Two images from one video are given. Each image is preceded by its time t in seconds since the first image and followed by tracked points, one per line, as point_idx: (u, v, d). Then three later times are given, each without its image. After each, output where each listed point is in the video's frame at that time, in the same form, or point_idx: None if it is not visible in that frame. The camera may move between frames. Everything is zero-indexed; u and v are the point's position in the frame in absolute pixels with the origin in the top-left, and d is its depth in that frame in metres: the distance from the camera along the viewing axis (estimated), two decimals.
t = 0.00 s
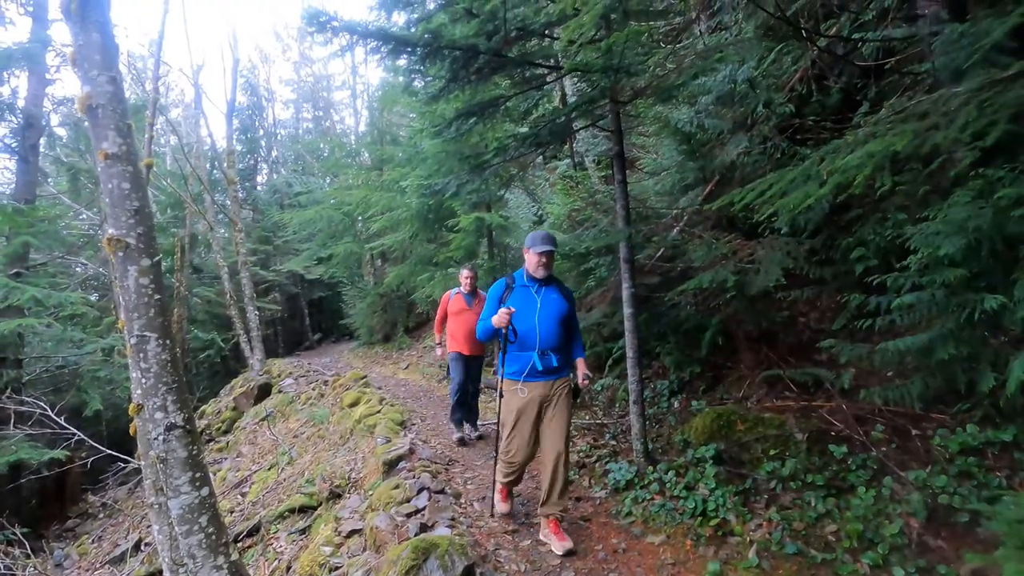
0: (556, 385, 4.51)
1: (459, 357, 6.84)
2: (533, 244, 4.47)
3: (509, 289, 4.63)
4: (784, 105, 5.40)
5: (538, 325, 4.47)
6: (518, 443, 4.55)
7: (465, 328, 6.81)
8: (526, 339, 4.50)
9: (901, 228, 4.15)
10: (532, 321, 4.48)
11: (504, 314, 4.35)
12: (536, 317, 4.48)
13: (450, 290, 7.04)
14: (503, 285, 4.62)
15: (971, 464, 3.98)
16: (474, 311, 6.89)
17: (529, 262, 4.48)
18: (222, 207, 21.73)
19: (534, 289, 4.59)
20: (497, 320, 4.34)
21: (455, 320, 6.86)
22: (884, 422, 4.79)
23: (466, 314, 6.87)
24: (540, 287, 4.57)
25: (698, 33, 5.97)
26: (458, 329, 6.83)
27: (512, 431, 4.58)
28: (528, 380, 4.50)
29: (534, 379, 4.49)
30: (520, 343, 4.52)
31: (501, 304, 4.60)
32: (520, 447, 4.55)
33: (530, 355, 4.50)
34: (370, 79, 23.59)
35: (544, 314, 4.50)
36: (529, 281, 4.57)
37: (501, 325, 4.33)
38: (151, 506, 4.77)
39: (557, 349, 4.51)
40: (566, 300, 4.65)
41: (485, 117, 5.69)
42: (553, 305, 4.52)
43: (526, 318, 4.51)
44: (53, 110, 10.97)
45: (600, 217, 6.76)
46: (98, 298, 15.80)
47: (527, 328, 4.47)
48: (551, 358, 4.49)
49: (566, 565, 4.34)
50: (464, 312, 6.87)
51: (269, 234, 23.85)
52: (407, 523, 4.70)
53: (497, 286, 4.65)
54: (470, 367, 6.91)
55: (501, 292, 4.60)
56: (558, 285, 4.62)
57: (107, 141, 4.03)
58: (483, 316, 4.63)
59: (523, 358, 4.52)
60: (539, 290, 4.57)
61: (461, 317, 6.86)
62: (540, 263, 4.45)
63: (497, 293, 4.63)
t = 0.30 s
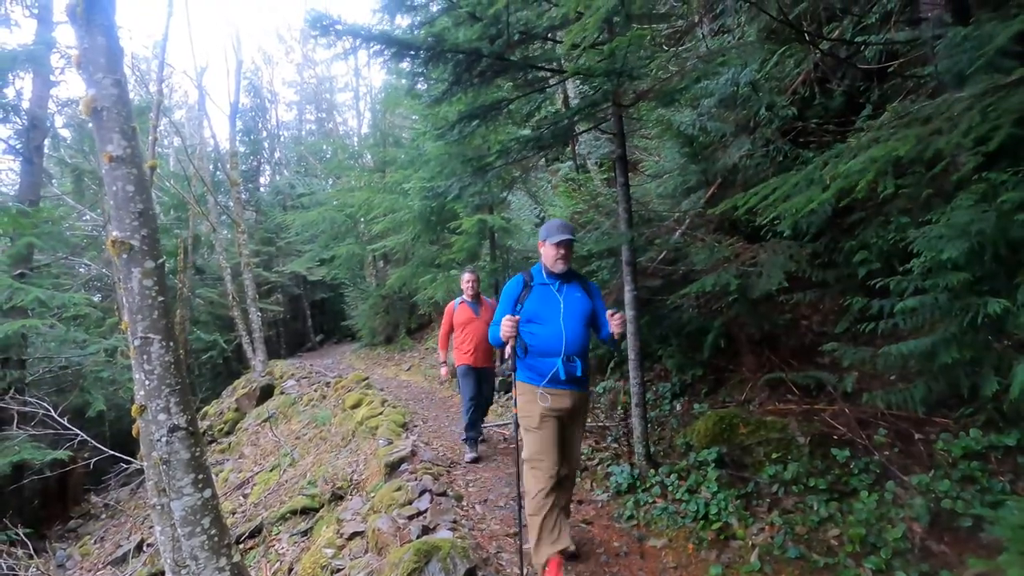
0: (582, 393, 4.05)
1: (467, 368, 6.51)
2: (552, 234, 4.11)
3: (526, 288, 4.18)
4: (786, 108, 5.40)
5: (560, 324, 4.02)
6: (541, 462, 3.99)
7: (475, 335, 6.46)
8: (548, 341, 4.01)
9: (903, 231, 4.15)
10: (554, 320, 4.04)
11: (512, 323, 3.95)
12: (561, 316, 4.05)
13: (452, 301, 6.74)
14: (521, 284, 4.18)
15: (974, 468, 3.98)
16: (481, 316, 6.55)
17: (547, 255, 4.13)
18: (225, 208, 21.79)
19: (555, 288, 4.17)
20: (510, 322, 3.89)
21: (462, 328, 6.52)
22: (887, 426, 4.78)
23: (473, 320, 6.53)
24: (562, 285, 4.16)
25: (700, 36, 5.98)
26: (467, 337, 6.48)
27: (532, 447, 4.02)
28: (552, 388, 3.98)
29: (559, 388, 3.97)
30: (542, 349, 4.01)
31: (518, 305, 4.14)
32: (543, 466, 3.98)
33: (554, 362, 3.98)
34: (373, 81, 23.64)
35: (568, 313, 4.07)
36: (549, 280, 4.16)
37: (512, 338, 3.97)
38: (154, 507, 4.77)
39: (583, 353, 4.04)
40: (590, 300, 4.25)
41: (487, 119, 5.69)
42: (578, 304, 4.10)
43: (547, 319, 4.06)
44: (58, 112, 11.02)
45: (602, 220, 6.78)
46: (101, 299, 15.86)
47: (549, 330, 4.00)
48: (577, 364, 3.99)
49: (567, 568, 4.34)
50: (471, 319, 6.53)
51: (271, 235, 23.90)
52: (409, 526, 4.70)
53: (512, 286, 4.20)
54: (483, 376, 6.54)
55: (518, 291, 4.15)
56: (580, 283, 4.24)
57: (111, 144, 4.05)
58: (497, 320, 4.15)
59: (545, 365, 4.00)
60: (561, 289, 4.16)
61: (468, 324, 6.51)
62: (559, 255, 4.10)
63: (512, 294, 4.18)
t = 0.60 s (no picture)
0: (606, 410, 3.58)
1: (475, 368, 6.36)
2: (573, 225, 3.56)
3: (543, 288, 3.66)
4: (790, 108, 5.38)
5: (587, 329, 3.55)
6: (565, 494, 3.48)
7: (484, 335, 6.27)
8: (575, 349, 3.54)
9: (908, 231, 4.14)
10: (580, 324, 3.56)
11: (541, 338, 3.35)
12: (586, 320, 3.57)
13: (461, 295, 6.42)
14: (537, 283, 3.66)
15: (980, 469, 3.96)
16: (491, 313, 6.30)
17: (566, 250, 3.58)
18: (228, 207, 21.85)
19: (576, 287, 3.67)
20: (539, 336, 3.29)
21: (470, 327, 6.31)
22: (891, 427, 4.77)
23: (483, 318, 6.29)
24: (584, 284, 3.66)
25: (704, 36, 5.97)
26: (476, 336, 6.28)
27: (556, 477, 3.52)
28: (577, 405, 3.53)
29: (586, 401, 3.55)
30: (565, 359, 3.55)
31: (534, 310, 3.63)
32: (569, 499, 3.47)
33: (578, 373, 3.55)
34: (376, 80, 23.68)
35: (594, 315, 3.59)
36: (569, 277, 3.66)
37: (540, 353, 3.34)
38: (158, 505, 4.77)
39: (611, 359, 3.62)
40: (614, 299, 3.78)
41: (491, 119, 5.70)
42: (602, 304, 3.63)
43: (572, 323, 3.57)
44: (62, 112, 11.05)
45: (606, 220, 6.81)
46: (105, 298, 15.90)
47: (572, 338, 3.53)
48: (604, 375, 3.58)
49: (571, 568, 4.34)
50: (481, 317, 6.28)
51: (274, 235, 23.95)
52: (412, 525, 4.71)
53: (528, 286, 3.66)
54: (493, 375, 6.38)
55: (535, 293, 3.63)
56: (604, 280, 3.76)
57: (117, 144, 4.06)
58: (513, 327, 3.61)
59: (569, 377, 3.55)
60: (583, 287, 3.66)
61: (477, 323, 6.27)
62: (578, 249, 3.59)
63: (529, 295, 3.65)
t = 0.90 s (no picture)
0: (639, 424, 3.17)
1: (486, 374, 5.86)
2: (611, 206, 3.11)
3: (572, 278, 3.19)
4: (792, 108, 5.38)
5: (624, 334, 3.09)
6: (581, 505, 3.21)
7: (497, 340, 5.81)
8: (608, 351, 3.08)
9: (910, 232, 4.14)
10: (613, 324, 3.10)
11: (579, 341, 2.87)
12: (619, 317, 3.10)
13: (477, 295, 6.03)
14: (565, 271, 3.19)
15: (982, 470, 3.95)
16: (507, 317, 5.86)
17: (601, 234, 3.13)
18: (229, 208, 21.87)
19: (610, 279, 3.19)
20: (580, 349, 2.79)
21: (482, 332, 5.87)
22: (893, 427, 4.76)
23: (497, 322, 5.84)
24: (619, 275, 3.19)
25: (706, 37, 5.97)
26: (489, 341, 5.83)
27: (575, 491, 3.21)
28: (606, 418, 3.13)
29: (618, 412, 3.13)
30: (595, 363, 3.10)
31: (560, 303, 3.17)
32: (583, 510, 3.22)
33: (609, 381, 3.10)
34: (377, 81, 23.73)
35: (628, 313, 3.12)
36: (603, 267, 3.19)
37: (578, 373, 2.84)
38: (159, 505, 4.76)
39: (647, 364, 3.16)
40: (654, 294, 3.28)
41: (493, 120, 5.71)
42: (640, 300, 3.15)
43: (603, 321, 3.11)
44: (64, 112, 11.06)
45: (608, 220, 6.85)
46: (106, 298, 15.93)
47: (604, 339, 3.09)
48: (638, 384, 3.13)
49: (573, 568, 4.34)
50: (495, 320, 5.84)
51: (275, 235, 23.96)
52: (414, 525, 4.71)
53: (555, 274, 3.20)
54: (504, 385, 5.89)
55: (563, 283, 3.15)
56: (641, 271, 3.27)
57: (120, 143, 4.07)
58: (536, 322, 3.14)
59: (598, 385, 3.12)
60: (619, 280, 3.18)
61: (490, 326, 5.84)
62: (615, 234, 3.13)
63: (555, 285, 3.18)
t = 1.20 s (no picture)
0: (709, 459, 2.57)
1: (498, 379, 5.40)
2: (670, 193, 2.61)
3: (619, 278, 2.66)
4: (793, 110, 5.37)
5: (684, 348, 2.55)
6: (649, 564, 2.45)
7: (503, 342, 5.41)
8: (665, 366, 2.55)
9: (911, 234, 4.14)
10: (671, 333, 2.56)
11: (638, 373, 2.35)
12: (678, 325, 2.57)
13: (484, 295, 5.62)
14: (612, 270, 2.68)
15: (983, 472, 3.93)
16: (517, 317, 5.46)
17: (659, 226, 2.64)
18: (230, 209, 21.90)
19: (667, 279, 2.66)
20: (629, 381, 2.32)
21: (489, 331, 5.48)
22: (894, 430, 4.76)
23: (505, 322, 5.45)
24: (677, 275, 2.66)
25: (707, 39, 5.97)
26: (495, 341, 5.42)
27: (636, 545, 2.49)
28: (667, 445, 2.55)
29: (679, 439, 2.55)
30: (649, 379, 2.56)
31: (606, 307, 2.64)
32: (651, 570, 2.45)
33: (667, 401, 2.54)
34: (379, 83, 23.78)
35: (688, 320, 2.60)
36: (659, 266, 2.67)
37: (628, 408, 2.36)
38: (160, 506, 4.74)
39: (713, 383, 2.61)
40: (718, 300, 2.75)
41: (494, 122, 5.73)
42: (703, 306, 2.63)
43: (658, 329, 2.57)
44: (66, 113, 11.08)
45: (608, 222, 6.88)
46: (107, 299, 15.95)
47: (660, 350, 2.55)
48: (703, 405, 2.56)
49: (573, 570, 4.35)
50: (503, 320, 5.45)
51: (276, 236, 23.98)
52: (414, 526, 4.71)
53: (601, 274, 2.68)
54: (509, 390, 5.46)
55: (608, 284, 2.63)
56: (702, 270, 2.75)
57: (122, 145, 4.07)
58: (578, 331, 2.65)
59: (653, 406, 2.56)
60: (677, 281, 2.66)
61: (497, 326, 5.44)
62: (675, 225, 2.62)
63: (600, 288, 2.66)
